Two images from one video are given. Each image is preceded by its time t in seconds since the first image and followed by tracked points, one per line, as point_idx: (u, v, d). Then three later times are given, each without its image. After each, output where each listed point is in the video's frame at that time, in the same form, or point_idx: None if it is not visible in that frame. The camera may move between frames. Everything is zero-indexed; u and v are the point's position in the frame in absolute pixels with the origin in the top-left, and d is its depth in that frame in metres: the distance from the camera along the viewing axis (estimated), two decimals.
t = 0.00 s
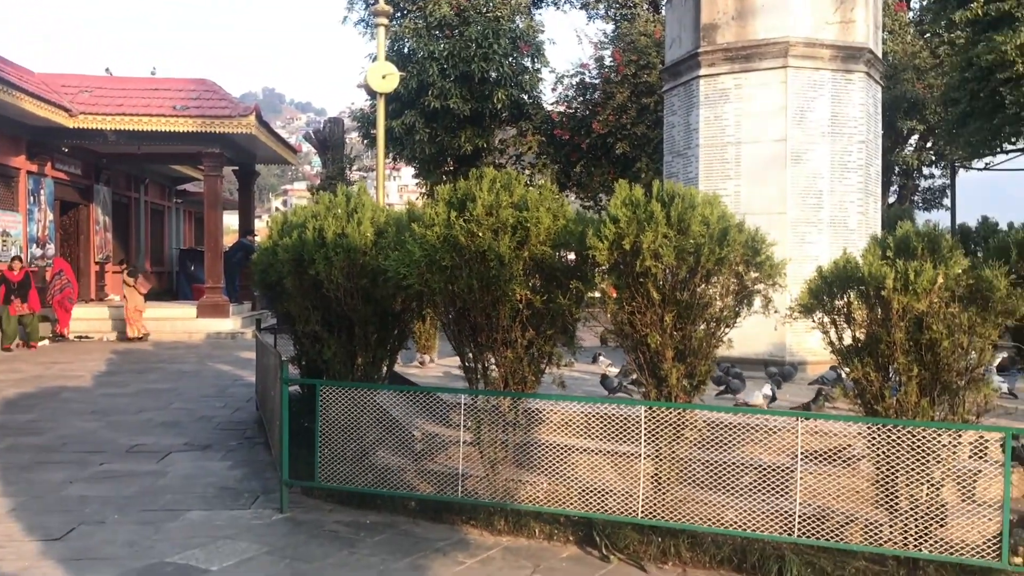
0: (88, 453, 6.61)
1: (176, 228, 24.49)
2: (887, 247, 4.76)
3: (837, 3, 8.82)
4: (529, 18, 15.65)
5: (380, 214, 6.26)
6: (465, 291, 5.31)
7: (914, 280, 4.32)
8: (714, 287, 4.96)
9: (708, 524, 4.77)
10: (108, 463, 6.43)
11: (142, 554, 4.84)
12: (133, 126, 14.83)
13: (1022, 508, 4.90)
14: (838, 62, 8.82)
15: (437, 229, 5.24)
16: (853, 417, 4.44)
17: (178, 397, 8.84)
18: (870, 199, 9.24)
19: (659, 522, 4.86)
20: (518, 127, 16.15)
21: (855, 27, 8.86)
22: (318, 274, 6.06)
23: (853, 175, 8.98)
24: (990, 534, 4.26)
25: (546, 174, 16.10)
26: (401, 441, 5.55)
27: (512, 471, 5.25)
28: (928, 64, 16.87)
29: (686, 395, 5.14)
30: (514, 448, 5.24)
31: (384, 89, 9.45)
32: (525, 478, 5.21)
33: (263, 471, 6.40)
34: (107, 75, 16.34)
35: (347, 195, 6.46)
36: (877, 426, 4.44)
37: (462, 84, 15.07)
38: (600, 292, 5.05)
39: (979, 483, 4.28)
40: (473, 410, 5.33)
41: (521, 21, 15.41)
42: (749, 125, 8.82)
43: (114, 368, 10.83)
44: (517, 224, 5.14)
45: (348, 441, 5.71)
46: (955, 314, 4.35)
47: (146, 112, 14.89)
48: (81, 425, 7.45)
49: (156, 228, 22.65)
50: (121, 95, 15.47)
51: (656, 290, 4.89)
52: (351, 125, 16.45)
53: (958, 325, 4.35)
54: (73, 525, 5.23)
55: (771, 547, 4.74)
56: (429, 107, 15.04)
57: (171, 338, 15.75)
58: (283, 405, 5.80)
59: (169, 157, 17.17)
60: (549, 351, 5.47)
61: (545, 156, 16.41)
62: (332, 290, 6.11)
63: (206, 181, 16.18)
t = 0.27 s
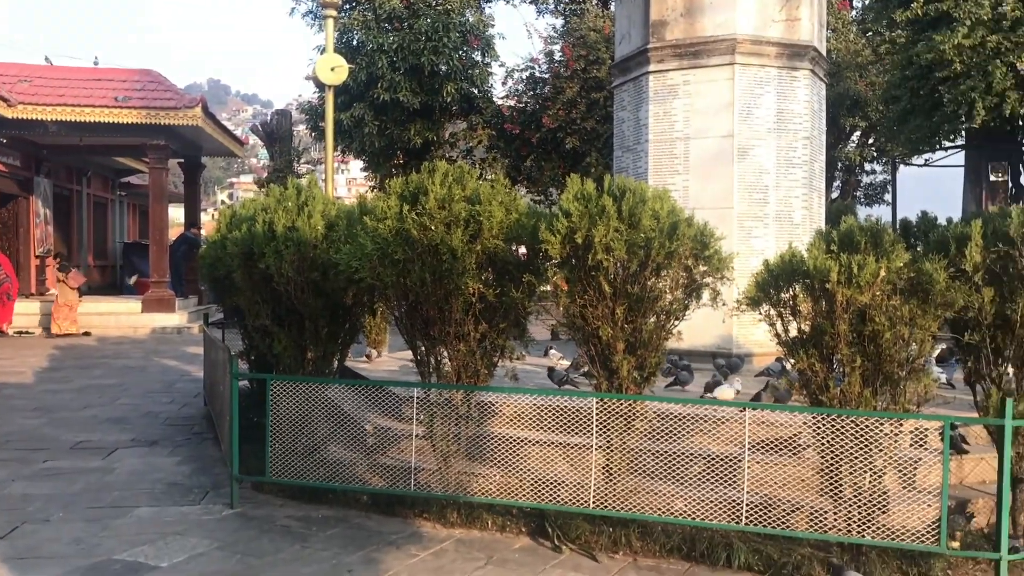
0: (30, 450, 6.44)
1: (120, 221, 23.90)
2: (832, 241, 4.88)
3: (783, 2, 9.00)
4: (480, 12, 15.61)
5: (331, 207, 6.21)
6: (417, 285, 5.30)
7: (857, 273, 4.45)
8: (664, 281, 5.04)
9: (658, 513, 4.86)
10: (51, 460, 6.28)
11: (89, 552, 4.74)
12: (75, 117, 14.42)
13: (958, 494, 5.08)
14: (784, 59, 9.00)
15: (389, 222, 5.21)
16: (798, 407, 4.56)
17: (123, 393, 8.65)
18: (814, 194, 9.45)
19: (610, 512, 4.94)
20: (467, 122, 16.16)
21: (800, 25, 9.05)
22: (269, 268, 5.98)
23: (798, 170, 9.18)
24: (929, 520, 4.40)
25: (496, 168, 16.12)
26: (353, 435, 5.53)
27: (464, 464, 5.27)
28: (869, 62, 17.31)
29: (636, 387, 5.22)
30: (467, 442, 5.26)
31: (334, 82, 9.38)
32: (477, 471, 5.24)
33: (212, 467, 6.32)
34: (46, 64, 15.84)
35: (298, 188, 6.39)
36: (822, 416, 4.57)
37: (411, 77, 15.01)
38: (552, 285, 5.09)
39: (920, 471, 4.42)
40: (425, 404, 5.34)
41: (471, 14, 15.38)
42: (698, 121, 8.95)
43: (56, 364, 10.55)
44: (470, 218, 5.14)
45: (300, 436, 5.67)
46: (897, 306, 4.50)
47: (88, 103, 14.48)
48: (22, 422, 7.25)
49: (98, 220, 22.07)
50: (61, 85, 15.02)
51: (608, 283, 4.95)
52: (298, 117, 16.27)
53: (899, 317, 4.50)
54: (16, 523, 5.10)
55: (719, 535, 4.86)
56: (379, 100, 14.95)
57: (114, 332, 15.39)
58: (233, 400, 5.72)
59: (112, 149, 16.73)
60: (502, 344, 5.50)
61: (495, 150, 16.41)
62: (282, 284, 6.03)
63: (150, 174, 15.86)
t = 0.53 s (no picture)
0: None
1: (57, 215, 23.20)
2: (774, 236, 4.99)
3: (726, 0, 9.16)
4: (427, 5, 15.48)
5: (276, 201, 6.13)
6: (364, 279, 5.26)
7: (798, 268, 4.56)
8: (611, 275, 5.09)
9: (605, 505, 4.92)
10: None
11: (27, 553, 4.63)
12: (9, 107, 13.96)
13: (895, 482, 5.23)
14: (728, 57, 9.15)
15: (336, 216, 5.16)
16: (741, 399, 4.66)
17: (62, 390, 8.43)
18: (756, 190, 9.63)
19: (558, 505, 4.98)
20: (414, 115, 16.20)
21: (744, 24, 9.21)
22: (213, 262, 5.87)
23: (742, 167, 9.34)
24: (867, 508, 4.54)
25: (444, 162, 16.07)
26: (300, 431, 5.48)
27: (412, 459, 5.26)
28: (809, 62, 17.72)
29: (584, 379, 5.26)
30: (415, 437, 5.26)
31: (278, 74, 9.25)
32: (425, 466, 5.23)
33: (155, 464, 6.20)
34: None
35: (242, 181, 6.29)
36: (764, 407, 4.67)
37: (356, 70, 14.93)
38: (501, 280, 5.10)
39: (858, 461, 4.55)
40: (373, 399, 5.31)
41: (418, 7, 15.28)
42: (644, 117, 9.05)
43: None
44: (418, 212, 5.12)
45: (245, 432, 5.59)
46: (837, 300, 4.62)
47: (23, 94, 14.03)
48: None
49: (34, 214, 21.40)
50: None
51: (556, 278, 4.98)
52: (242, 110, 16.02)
53: (839, 311, 4.63)
54: None
55: (664, 526, 4.94)
56: (324, 93, 14.80)
57: (51, 328, 14.94)
58: (177, 396, 5.61)
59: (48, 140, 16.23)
60: (450, 339, 5.49)
61: (442, 144, 16.36)
62: (227, 279, 5.92)
63: (88, 167, 15.40)
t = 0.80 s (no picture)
0: None
1: None
2: (719, 233, 5.08)
3: None
4: None
5: (221, 196, 6.03)
6: (311, 275, 5.19)
7: (743, 264, 4.65)
8: (559, 272, 5.11)
9: (553, 499, 4.96)
10: None
11: None
12: None
13: (836, 474, 5.37)
14: (673, 56, 9.27)
15: (282, 211, 5.09)
16: (687, 393, 4.74)
17: None
18: (701, 187, 9.78)
19: (506, 500, 5.00)
20: (360, 110, 16.03)
21: (689, 23, 9.33)
22: (156, 258, 5.73)
23: (687, 165, 9.47)
24: (809, 500, 4.65)
25: (391, 157, 15.97)
26: (245, 429, 5.40)
27: (360, 455, 5.23)
28: (752, 61, 18.05)
29: (532, 375, 5.29)
30: (363, 434, 5.22)
31: (222, 67, 9.10)
32: (373, 462, 5.21)
33: (97, 464, 6.07)
34: None
35: (186, 176, 6.17)
36: (709, 401, 4.76)
37: (302, 64, 14.70)
38: (450, 276, 5.09)
39: (800, 453, 4.66)
40: (321, 396, 5.26)
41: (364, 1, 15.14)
42: (591, 115, 9.12)
43: None
44: (366, 208, 5.08)
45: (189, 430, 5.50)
46: (779, 295, 4.73)
47: None
48: None
49: None
50: None
51: (504, 274, 4.99)
52: (184, 103, 15.69)
53: (782, 306, 4.73)
54: None
55: (612, 519, 4.99)
56: (269, 87, 14.57)
57: None
58: (119, 394, 5.48)
59: None
60: (398, 335, 5.46)
61: (389, 139, 16.28)
62: (170, 275, 5.78)
63: (24, 160, 14.90)
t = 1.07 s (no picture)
0: None
1: None
2: (673, 233, 5.13)
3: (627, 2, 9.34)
4: None
5: (174, 193, 5.94)
6: (264, 274, 5.12)
7: (696, 264, 4.69)
8: (515, 271, 5.10)
9: (507, 498, 4.95)
10: None
11: None
12: None
13: (787, 473, 5.43)
14: (629, 57, 9.33)
15: (235, 209, 5.00)
16: (640, 392, 4.76)
17: None
18: (656, 188, 9.86)
19: (461, 499, 4.99)
20: (317, 107, 15.86)
21: (645, 25, 9.41)
22: (105, 256, 5.59)
23: (642, 166, 9.54)
24: (760, 497, 4.71)
25: (348, 155, 15.91)
26: (197, 429, 5.31)
27: (313, 456, 5.18)
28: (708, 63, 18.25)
29: (488, 374, 5.28)
30: (316, 434, 5.17)
31: (175, 64, 8.93)
32: (326, 463, 5.15)
33: (44, 465, 5.94)
34: None
35: (136, 172, 6.06)
36: (663, 400, 4.79)
37: (257, 60, 14.47)
38: (405, 275, 5.06)
39: (751, 451, 4.72)
40: (273, 396, 5.20)
41: None
42: (548, 114, 9.14)
43: None
44: (320, 206, 5.02)
45: (138, 430, 5.39)
46: (732, 295, 4.79)
47: None
48: None
49: None
50: None
51: (460, 273, 4.97)
52: (137, 99, 15.41)
53: (733, 306, 4.79)
54: None
55: (566, 518, 5.00)
56: (223, 83, 14.35)
57: None
58: (67, 394, 5.35)
59: None
60: (352, 335, 5.42)
61: (346, 137, 16.21)
62: (120, 274, 5.65)
63: None
